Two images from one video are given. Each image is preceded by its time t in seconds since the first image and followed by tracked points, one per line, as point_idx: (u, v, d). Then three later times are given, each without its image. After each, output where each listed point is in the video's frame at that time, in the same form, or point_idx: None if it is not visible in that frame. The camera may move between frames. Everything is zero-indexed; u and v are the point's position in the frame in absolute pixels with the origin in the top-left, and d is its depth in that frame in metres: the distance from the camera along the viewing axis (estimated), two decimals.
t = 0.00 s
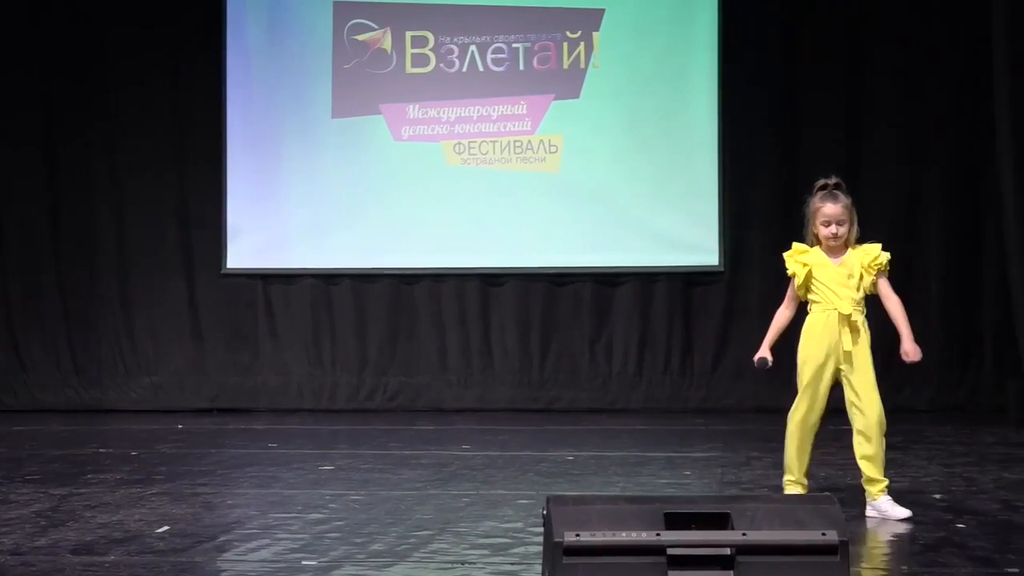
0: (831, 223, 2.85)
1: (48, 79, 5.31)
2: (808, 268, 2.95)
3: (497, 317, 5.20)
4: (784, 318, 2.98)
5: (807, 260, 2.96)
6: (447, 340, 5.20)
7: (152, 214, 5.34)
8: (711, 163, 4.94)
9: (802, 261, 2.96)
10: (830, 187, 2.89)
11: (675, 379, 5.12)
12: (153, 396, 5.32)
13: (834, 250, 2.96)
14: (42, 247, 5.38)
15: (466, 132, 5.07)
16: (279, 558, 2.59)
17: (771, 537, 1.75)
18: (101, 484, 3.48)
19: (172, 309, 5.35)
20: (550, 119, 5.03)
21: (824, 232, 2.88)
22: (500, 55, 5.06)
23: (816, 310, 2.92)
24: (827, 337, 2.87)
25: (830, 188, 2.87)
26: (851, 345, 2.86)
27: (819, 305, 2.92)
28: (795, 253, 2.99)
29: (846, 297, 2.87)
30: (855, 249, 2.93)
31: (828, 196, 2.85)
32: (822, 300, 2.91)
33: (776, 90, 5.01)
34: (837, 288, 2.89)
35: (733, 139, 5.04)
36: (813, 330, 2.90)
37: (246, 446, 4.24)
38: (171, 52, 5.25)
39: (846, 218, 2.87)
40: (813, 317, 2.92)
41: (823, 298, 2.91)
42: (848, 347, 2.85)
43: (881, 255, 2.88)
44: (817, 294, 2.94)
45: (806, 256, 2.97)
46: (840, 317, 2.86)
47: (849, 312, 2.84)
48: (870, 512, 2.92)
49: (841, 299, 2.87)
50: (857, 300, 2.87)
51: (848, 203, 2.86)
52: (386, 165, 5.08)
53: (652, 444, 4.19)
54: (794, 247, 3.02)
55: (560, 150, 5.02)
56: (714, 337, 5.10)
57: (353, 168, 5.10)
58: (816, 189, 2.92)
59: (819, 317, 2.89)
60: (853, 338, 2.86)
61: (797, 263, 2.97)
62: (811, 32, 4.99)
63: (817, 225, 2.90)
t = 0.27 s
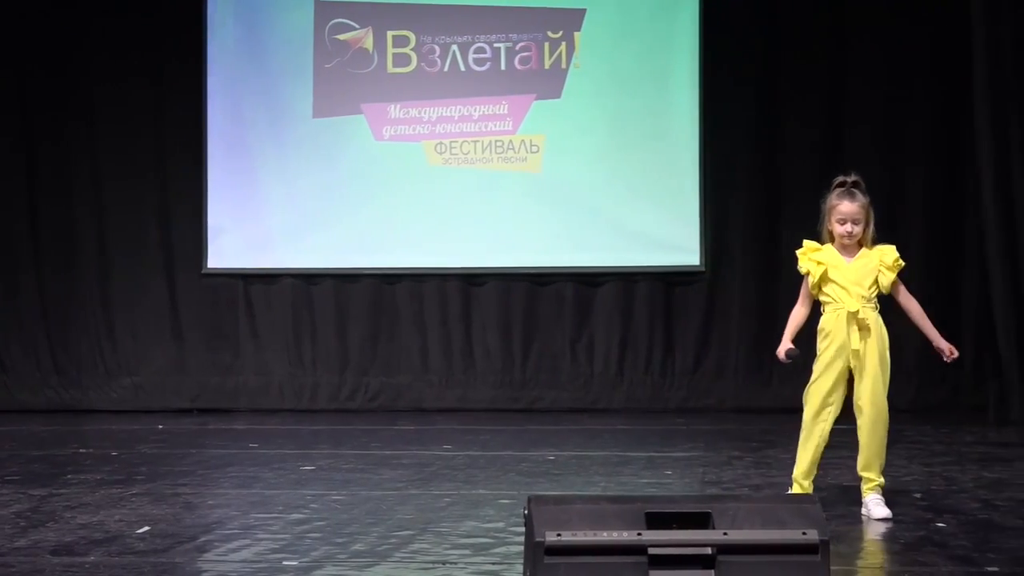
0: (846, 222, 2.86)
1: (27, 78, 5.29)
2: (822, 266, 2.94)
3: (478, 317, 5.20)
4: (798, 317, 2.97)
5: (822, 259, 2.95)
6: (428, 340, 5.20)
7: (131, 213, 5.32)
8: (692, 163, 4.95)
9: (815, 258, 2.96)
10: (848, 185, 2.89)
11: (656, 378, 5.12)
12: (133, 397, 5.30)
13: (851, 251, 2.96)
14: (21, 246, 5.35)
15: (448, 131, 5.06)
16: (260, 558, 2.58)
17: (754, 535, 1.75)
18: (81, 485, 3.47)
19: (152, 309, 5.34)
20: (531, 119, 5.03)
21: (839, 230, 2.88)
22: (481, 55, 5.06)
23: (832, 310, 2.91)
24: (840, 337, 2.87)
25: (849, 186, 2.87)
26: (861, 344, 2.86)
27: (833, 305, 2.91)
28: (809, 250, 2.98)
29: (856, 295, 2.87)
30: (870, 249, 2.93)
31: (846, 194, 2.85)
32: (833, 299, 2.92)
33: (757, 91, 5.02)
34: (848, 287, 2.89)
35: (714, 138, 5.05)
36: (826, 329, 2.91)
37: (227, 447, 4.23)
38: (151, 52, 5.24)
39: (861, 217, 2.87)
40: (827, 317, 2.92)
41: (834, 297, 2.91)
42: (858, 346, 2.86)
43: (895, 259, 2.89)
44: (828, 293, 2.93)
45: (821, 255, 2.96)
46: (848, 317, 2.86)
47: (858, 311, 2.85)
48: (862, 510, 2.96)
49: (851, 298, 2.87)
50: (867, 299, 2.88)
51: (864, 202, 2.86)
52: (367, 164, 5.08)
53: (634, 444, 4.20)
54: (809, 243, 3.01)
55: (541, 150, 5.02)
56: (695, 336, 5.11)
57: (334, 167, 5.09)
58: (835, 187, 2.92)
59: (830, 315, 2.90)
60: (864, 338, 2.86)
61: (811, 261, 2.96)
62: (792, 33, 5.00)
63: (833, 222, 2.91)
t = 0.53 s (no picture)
0: (844, 223, 2.85)
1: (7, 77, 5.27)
2: (828, 264, 2.89)
3: (461, 317, 5.20)
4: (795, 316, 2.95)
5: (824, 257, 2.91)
6: (411, 339, 5.20)
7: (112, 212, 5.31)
8: (674, 163, 4.95)
9: (818, 256, 2.91)
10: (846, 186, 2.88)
11: (639, 378, 5.12)
12: (114, 396, 5.28)
13: (846, 250, 2.94)
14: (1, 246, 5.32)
15: (430, 131, 5.06)
16: (242, 558, 2.58)
17: (736, 535, 1.76)
18: (62, 485, 3.46)
19: (133, 308, 5.33)
20: (513, 119, 5.03)
21: (837, 231, 2.87)
22: (463, 55, 5.05)
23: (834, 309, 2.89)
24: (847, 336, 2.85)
25: (847, 185, 2.85)
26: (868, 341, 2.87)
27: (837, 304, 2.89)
28: (809, 249, 2.93)
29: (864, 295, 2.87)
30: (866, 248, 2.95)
31: (845, 194, 2.84)
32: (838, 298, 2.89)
33: (739, 91, 5.02)
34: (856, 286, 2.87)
35: (695, 138, 5.06)
36: (830, 329, 2.88)
37: (209, 447, 4.22)
38: (132, 51, 5.23)
39: (860, 219, 2.86)
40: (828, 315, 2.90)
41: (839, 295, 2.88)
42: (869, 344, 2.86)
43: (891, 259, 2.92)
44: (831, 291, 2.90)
45: (823, 252, 2.92)
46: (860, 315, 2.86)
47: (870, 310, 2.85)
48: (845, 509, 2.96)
49: (861, 297, 2.87)
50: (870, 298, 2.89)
51: (863, 203, 2.84)
52: (349, 164, 5.07)
53: (616, 443, 4.20)
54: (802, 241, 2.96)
55: (523, 150, 5.03)
56: (677, 335, 5.12)
57: (316, 167, 5.08)
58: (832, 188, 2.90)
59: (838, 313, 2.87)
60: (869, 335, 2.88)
61: (815, 259, 2.91)
62: (774, 33, 5.01)
63: (831, 223, 2.89)
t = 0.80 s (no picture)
0: (832, 226, 2.84)
1: None
2: (817, 264, 2.90)
3: (449, 317, 5.20)
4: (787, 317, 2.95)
5: (812, 257, 2.91)
6: (399, 339, 5.19)
7: (100, 212, 5.30)
8: (662, 162, 4.96)
9: (807, 257, 2.91)
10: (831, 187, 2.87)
11: (627, 378, 5.13)
12: (102, 397, 5.27)
13: (834, 250, 2.94)
14: None
15: (418, 131, 5.06)
16: (230, 558, 2.58)
17: (723, 535, 1.75)
18: (49, 486, 3.45)
19: (121, 308, 5.32)
20: (502, 119, 5.03)
21: (826, 233, 2.87)
22: (452, 55, 5.05)
23: (825, 308, 2.89)
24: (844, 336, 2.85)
25: (832, 187, 2.85)
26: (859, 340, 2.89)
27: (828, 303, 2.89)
28: (796, 249, 2.93)
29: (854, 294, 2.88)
30: (854, 246, 2.95)
31: (831, 196, 2.84)
32: (829, 297, 2.89)
33: (727, 90, 5.03)
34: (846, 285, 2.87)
35: (683, 138, 5.06)
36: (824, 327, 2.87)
37: (197, 447, 4.22)
38: (120, 50, 5.22)
39: (847, 219, 2.86)
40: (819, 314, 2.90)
41: (830, 294, 2.89)
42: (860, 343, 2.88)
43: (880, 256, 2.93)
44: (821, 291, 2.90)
45: (811, 252, 2.91)
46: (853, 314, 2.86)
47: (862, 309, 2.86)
48: (823, 510, 2.96)
49: (852, 297, 2.87)
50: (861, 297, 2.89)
51: (849, 203, 2.84)
52: (337, 163, 5.06)
53: (605, 443, 4.20)
54: (791, 241, 2.96)
55: (511, 150, 5.02)
56: (666, 335, 5.12)
57: (304, 167, 5.07)
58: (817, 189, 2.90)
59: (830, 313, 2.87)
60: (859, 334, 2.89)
61: (804, 258, 2.91)
62: (762, 34, 5.02)
63: (819, 225, 2.89)
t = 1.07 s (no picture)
0: (819, 227, 2.85)
1: None
2: (803, 264, 2.92)
3: (440, 317, 5.19)
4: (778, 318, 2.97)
5: (798, 258, 2.93)
6: (389, 339, 5.19)
7: (90, 212, 5.30)
8: (653, 162, 4.96)
9: (793, 257, 2.93)
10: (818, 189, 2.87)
11: (618, 378, 5.13)
12: (92, 397, 5.26)
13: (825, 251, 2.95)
14: None
15: (409, 131, 5.06)
16: (220, 558, 2.57)
17: (714, 535, 1.75)
18: (39, 486, 3.44)
19: (112, 308, 5.31)
20: (493, 118, 5.03)
21: (813, 234, 2.87)
22: (442, 54, 5.05)
23: (812, 307, 2.90)
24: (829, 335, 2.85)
25: (819, 188, 2.84)
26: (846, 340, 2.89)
27: (814, 302, 2.90)
28: (785, 249, 2.96)
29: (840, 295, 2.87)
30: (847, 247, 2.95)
31: (816, 199, 2.83)
32: (815, 297, 2.90)
33: (718, 90, 5.03)
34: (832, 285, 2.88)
35: (674, 138, 5.06)
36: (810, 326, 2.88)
37: (187, 447, 4.21)
38: (110, 50, 5.21)
39: (834, 220, 2.85)
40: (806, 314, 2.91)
41: (815, 294, 2.90)
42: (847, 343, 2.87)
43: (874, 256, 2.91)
44: (807, 291, 2.92)
45: (798, 253, 2.93)
46: (838, 314, 2.86)
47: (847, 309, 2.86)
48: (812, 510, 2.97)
49: (838, 297, 2.87)
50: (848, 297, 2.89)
51: (836, 204, 2.84)
52: (328, 163, 5.06)
53: (596, 443, 4.20)
54: (782, 242, 2.98)
55: (502, 150, 5.03)
56: (656, 335, 5.12)
57: (295, 167, 5.07)
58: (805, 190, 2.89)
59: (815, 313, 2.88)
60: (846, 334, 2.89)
61: (790, 258, 2.93)
62: (752, 33, 5.02)
63: (806, 226, 2.89)
